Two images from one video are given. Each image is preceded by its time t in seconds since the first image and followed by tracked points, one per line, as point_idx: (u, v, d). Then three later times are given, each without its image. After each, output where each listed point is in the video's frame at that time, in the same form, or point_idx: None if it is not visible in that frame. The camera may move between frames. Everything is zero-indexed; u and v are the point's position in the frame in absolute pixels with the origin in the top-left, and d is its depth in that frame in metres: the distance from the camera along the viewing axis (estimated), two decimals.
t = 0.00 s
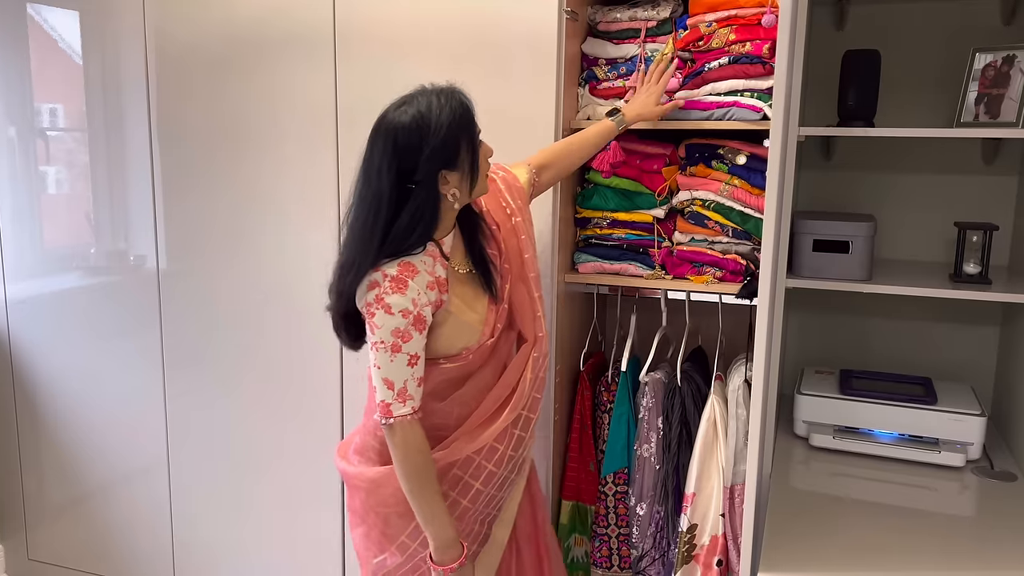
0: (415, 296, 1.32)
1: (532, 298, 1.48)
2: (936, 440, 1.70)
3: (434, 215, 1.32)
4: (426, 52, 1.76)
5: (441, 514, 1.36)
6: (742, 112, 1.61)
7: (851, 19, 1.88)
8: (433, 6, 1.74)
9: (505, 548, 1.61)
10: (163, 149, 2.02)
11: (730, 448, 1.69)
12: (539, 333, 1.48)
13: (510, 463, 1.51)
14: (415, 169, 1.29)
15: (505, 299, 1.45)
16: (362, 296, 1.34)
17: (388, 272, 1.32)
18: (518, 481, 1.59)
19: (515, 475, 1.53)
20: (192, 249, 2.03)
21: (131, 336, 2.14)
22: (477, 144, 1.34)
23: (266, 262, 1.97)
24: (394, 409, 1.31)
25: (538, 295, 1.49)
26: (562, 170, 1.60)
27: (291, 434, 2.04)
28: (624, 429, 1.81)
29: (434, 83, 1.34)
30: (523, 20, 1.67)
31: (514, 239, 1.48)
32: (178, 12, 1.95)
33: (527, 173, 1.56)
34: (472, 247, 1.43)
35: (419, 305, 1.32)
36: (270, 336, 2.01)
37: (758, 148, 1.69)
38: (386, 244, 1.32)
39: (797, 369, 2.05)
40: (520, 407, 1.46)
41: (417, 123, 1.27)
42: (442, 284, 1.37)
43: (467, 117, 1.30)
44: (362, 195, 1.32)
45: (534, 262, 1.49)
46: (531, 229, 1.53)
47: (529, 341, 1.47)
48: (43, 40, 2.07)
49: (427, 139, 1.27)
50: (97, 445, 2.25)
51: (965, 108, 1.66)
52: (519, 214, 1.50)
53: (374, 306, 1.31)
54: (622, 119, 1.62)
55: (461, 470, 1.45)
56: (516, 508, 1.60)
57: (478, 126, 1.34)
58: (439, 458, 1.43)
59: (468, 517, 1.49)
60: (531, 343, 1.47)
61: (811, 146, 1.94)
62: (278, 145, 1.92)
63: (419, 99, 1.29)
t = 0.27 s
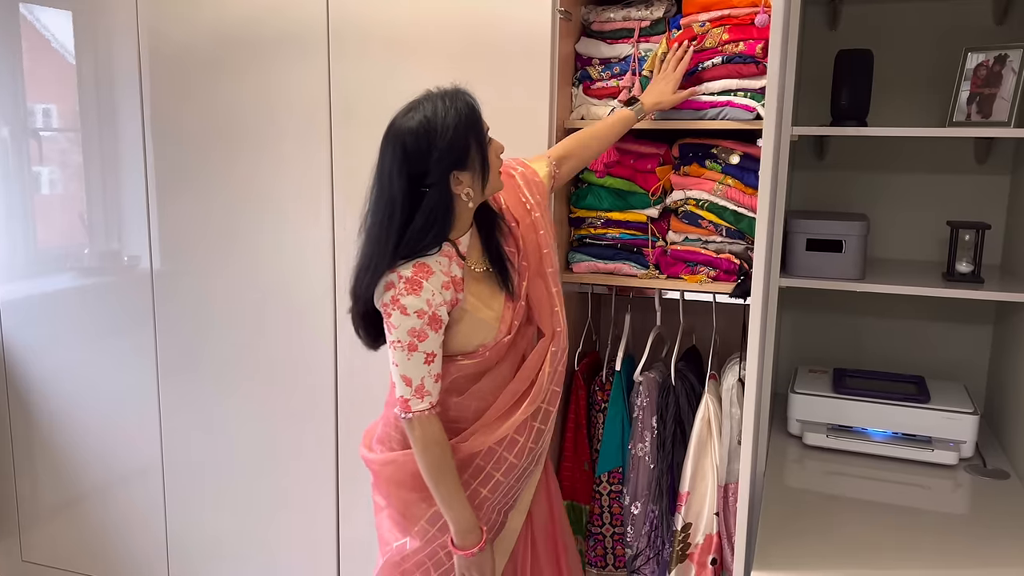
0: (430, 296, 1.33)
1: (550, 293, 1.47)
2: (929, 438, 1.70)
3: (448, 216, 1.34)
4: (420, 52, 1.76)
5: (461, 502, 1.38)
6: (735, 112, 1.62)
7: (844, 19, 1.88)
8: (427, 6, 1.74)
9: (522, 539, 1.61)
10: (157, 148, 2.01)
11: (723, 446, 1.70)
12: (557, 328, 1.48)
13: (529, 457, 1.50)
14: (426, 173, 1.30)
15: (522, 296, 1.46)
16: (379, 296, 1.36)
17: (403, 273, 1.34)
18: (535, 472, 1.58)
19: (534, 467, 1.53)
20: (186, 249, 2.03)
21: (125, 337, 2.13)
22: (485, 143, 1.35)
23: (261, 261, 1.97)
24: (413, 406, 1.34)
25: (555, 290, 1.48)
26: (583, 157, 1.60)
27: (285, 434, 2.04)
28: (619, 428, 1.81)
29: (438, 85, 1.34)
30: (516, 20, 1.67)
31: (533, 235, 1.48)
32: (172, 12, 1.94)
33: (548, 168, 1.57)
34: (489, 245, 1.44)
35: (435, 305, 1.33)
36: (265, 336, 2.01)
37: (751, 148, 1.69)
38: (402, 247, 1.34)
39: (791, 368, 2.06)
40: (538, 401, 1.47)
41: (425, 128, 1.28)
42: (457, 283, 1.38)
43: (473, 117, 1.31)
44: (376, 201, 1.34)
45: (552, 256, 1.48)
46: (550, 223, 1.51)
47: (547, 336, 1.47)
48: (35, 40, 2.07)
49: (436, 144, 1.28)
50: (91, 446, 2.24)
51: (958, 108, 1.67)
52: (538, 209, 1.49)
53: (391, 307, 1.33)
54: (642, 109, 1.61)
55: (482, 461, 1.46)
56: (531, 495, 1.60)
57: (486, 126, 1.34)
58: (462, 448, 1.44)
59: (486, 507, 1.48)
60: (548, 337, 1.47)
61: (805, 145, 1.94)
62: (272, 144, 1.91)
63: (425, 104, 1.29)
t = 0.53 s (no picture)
0: (442, 289, 1.35)
1: (562, 288, 1.47)
2: (921, 437, 1.71)
3: (465, 215, 1.35)
4: (413, 52, 1.76)
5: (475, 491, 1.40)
6: (728, 112, 1.62)
7: (835, 19, 1.89)
8: (419, 7, 1.74)
9: (523, 534, 1.60)
10: (149, 150, 2.01)
11: (717, 445, 1.71)
12: (568, 323, 1.47)
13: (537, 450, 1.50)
14: (444, 173, 1.31)
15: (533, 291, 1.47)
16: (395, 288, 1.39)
17: (417, 266, 1.36)
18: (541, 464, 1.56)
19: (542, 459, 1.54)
20: (178, 250, 2.02)
21: (118, 338, 2.13)
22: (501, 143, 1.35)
23: (254, 262, 1.97)
24: (426, 395, 1.36)
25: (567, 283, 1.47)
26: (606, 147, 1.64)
27: (279, 435, 2.03)
28: (612, 428, 1.80)
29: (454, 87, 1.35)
30: (509, 20, 1.68)
31: (548, 229, 1.48)
32: (165, 12, 1.94)
33: (570, 162, 1.60)
34: (503, 241, 1.46)
35: (447, 297, 1.35)
36: (258, 337, 2.00)
37: (743, 148, 1.70)
38: (420, 246, 1.35)
39: (784, 367, 2.06)
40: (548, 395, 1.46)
41: (441, 130, 1.29)
42: (470, 277, 1.40)
43: (486, 117, 1.31)
44: (394, 202, 1.35)
45: (568, 253, 1.48)
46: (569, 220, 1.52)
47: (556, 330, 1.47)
48: (27, 41, 2.06)
49: (452, 146, 1.29)
50: (85, 448, 2.23)
51: (948, 108, 1.68)
52: (556, 204, 1.49)
53: (405, 299, 1.35)
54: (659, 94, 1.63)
55: (491, 453, 1.47)
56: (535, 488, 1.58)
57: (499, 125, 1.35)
58: (472, 440, 1.45)
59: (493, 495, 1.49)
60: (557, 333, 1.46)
61: (797, 145, 1.95)
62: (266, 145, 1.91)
63: (440, 106, 1.30)
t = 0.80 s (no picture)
0: (443, 286, 1.35)
1: (561, 288, 1.47)
2: (914, 437, 1.71)
3: (467, 212, 1.35)
4: (406, 54, 1.76)
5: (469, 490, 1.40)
6: (720, 112, 1.63)
7: (828, 20, 1.90)
8: (413, 8, 1.74)
9: (521, 537, 1.60)
10: (143, 151, 2.00)
11: (711, 443, 1.71)
12: (567, 322, 1.47)
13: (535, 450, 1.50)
14: (446, 169, 1.31)
15: (533, 290, 1.47)
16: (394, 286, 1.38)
17: (418, 263, 1.35)
18: (539, 463, 1.56)
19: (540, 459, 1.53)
20: (172, 251, 2.02)
21: (112, 339, 2.12)
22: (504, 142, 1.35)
23: (248, 264, 1.97)
24: (425, 393, 1.36)
25: (566, 282, 1.48)
26: (602, 150, 1.64)
27: (273, 436, 2.03)
28: (606, 428, 1.81)
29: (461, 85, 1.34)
30: (503, 21, 1.68)
31: (545, 231, 1.48)
32: (158, 13, 1.93)
33: (567, 165, 1.60)
34: (503, 242, 1.46)
35: (448, 294, 1.35)
36: (252, 338, 2.00)
37: (736, 148, 1.70)
38: (421, 240, 1.35)
39: (778, 367, 2.07)
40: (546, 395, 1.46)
41: (446, 129, 1.29)
42: (470, 276, 1.40)
43: (493, 116, 1.31)
44: (397, 197, 1.35)
45: (565, 252, 1.48)
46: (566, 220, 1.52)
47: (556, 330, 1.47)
48: (20, 42, 2.05)
49: (457, 144, 1.29)
50: (78, 451, 2.23)
51: (940, 108, 1.69)
52: (553, 206, 1.50)
53: (405, 296, 1.35)
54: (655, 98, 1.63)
55: (489, 451, 1.46)
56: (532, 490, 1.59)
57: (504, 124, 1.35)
58: (470, 438, 1.45)
59: (491, 494, 1.48)
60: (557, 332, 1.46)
61: (790, 145, 1.95)
62: (260, 145, 1.91)
63: (446, 104, 1.30)
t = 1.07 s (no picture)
0: (436, 293, 1.34)
1: (548, 288, 1.49)
2: (907, 437, 1.72)
3: (456, 212, 1.34)
4: (400, 56, 1.76)
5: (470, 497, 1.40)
6: (713, 114, 1.62)
7: (820, 22, 1.91)
8: (406, 10, 1.74)
9: (517, 537, 1.60)
10: (136, 154, 2.00)
11: (706, 444, 1.71)
12: (556, 322, 1.49)
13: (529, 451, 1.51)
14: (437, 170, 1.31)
15: (522, 292, 1.48)
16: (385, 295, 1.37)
17: (410, 271, 1.34)
18: (532, 465, 1.57)
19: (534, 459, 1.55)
20: (165, 253, 2.02)
21: (106, 342, 2.12)
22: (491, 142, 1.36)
23: (242, 266, 1.97)
24: (420, 402, 1.35)
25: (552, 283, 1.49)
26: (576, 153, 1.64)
27: (268, 438, 2.03)
28: (601, 431, 1.80)
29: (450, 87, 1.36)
30: (496, 23, 1.68)
31: (528, 233, 1.50)
32: (151, 15, 1.93)
33: (541, 167, 1.58)
34: (489, 245, 1.46)
35: (441, 301, 1.34)
36: (247, 341, 2.00)
37: (729, 150, 1.71)
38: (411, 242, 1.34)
39: (772, 367, 2.07)
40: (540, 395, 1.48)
41: (435, 128, 1.29)
42: (463, 281, 1.39)
43: (481, 117, 1.32)
44: (384, 200, 1.34)
45: (548, 253, 1.50)
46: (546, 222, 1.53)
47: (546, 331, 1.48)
48: (13, 44, 2.05)
49: (447, 143, 1.29)
50: (72, 454, 2.22)
51: (932, 110, 1.70)
52: (530, 206, 1.50)
53: (398, 305, 1.34)
54: (625, 101, 1.67)
55: (486, 456, 1.47)
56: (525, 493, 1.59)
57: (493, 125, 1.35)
58: (467, 444, 1.45)
59: (490, 499, 1.50)
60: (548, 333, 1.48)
61: (783, 147, 1.96)
62: (254, 147, 1.91)
63: (434, 105, 1.31)
